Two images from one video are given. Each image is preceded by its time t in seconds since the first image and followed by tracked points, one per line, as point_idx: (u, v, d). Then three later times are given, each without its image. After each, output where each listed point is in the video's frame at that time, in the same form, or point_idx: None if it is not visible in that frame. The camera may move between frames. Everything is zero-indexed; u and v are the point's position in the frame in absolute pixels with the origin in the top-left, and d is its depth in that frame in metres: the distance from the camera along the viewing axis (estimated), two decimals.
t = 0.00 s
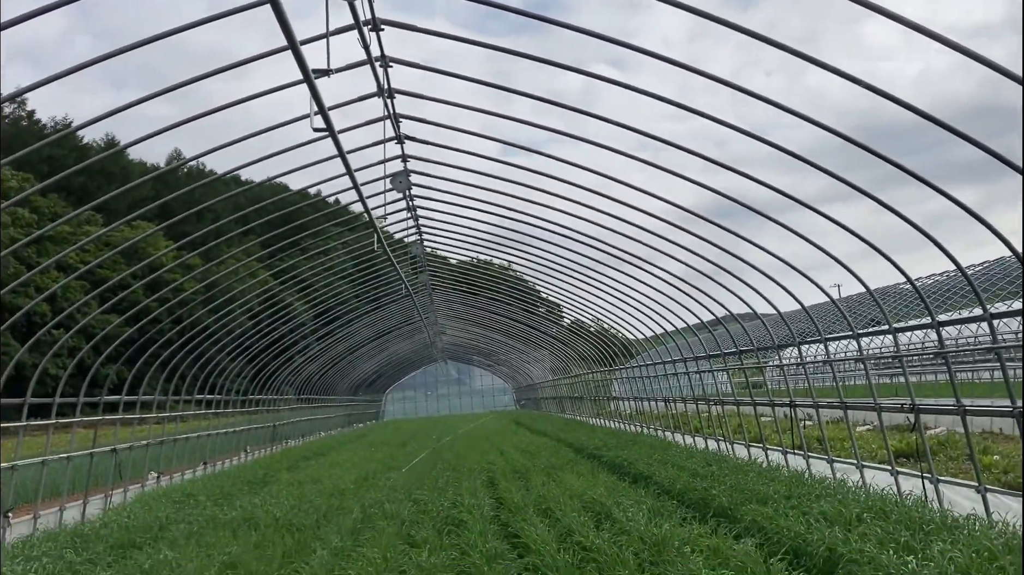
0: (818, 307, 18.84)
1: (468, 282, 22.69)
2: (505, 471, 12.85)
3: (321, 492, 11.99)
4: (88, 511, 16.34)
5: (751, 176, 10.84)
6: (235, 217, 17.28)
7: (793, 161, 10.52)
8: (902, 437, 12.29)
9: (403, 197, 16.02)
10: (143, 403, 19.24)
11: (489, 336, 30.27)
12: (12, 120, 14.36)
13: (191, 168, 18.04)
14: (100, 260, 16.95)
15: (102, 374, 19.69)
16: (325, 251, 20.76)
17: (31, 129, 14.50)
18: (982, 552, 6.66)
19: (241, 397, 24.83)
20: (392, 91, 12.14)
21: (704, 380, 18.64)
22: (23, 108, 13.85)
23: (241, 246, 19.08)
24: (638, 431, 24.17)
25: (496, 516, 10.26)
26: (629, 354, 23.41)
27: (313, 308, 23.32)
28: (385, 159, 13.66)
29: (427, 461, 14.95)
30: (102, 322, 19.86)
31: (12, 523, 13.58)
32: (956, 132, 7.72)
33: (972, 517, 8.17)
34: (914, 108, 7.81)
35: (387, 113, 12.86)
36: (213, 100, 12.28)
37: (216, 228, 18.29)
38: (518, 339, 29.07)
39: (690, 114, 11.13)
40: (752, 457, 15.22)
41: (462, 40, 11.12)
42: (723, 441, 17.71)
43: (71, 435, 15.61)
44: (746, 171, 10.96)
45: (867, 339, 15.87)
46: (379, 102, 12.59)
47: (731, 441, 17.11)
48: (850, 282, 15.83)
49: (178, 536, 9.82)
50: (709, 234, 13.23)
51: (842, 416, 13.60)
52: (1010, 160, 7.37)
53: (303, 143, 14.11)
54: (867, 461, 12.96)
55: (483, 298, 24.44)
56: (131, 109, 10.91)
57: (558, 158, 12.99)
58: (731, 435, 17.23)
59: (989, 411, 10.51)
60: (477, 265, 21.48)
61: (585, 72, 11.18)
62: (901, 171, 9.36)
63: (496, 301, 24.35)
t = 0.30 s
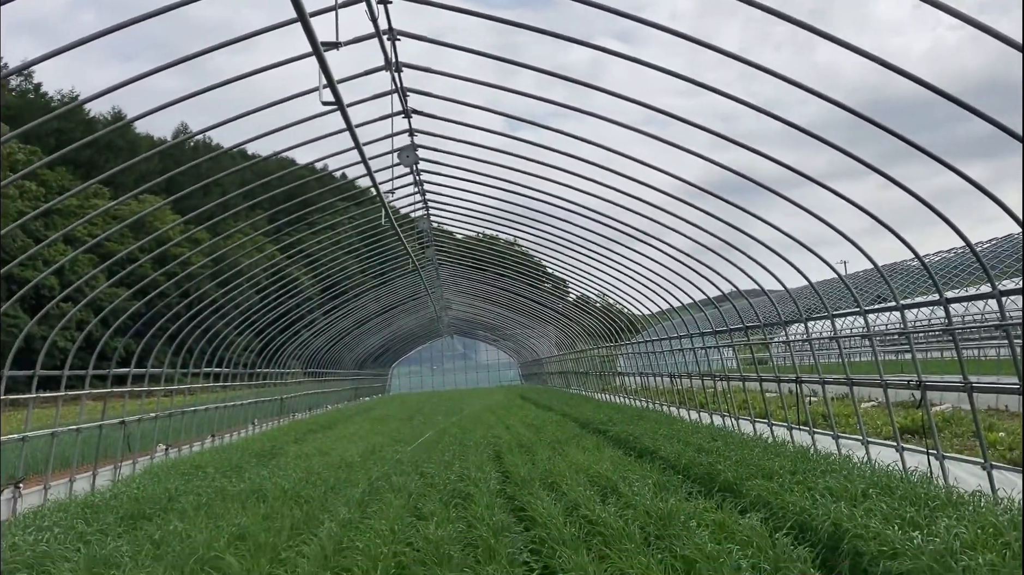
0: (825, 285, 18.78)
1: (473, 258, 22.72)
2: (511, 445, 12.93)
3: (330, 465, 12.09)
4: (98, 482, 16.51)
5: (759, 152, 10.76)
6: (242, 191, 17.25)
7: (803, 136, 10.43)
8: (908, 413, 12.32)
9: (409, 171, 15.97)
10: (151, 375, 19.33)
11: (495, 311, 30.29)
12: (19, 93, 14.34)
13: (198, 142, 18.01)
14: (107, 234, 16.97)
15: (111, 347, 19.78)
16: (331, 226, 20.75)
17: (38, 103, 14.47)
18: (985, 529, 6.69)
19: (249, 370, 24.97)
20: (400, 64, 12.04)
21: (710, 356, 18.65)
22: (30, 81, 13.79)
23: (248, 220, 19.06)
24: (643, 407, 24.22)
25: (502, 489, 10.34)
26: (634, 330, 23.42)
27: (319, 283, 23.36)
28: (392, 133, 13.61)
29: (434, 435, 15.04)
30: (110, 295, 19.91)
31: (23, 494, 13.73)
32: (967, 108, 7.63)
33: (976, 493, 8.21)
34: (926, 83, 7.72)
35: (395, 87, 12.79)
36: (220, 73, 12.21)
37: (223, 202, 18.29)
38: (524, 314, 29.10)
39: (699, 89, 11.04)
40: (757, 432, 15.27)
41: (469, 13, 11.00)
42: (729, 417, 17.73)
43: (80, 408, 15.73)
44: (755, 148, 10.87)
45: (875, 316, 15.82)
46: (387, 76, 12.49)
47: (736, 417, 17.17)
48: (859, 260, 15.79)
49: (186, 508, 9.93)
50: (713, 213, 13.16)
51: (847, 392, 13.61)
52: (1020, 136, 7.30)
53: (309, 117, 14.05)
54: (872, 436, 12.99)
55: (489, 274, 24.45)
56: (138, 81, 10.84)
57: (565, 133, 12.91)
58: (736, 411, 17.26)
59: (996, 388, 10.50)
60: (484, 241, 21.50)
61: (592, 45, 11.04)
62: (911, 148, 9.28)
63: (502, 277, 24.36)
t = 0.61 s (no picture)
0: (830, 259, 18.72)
1: (477, 231, 22.66)
2: (516, 416, 12.97)
3: (334, 435, 12.14)
4: (104, 451, 16.60)
5: (767, 123, 10.63)
6: (245, 162, 17.17)
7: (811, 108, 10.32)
8: (912, 386, 12.32)
9: (414, 143, 15.85)
10: (156, 346, 19.37)
11: (499, 285, 30.26)
12: (21, 63, 14.24)
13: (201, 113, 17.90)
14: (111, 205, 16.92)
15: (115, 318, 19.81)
16: (334, 198, 20.65)
17: (40, 73, 14.38)
18: (989, 500, 6.70)
19: (253, 342, 25.01)
20: (406, 33, 11.91)
21: (714, 329, 18.63)
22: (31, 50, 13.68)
23: (251, 191, 18.98)
24: (646, 379, 24.25)
25: (506, 459, 10.38)
26: (638, 304, 23.39)
27: (323, 255, 23.33)
28: (397, 103, 13.51)
29: (438, 406, 15.08)
30: (114, 266, 19.90)
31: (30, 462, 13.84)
32: (980, 80, 7.53)
33: (980, 465, 8.22)
34: (939, 53, 7.62)
35: (400, 56, 12.64)
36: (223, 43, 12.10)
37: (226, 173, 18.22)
38: (528, 287, 29.05)
39: (707, 59, 10.92)
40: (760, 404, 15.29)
41: None
42: (732, 389, 17.75)
43: (86, 377, 15.78)
44: (763, 120, 10.77)
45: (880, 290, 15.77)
46: (393, 45, 12.36)
47: (740, 390, 17.19)
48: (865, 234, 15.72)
49: (192, 477, 9.98)
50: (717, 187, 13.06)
51: (851, 366, 13.60)
52: None
53: (313, 88, 13.94)
54: (876, 409, 13.00)
55: (493, 247, 24.38)
56: (140, 51, 10.72)
57: (571, 104, 12.79)
58: (740, 384, 17.28)
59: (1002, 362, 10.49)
60: (487, 214, 21.42)
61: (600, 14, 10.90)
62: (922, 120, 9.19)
63: (506, 250, 24.29)
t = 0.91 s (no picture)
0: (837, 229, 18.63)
1: (481, 201, 22.54)
2: (521, 385, 12.97)
3: (340, 404, 12.15)
4: (110, 419, 16.66)
5: (776, 90, 10.50)
6: (248, 131, 17.04)
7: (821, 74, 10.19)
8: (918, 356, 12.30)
9: (419, 110, 15.71)
10: (160, 315, 19.36)
11: (503, 256, 30.18)
12: (21, 30, 14.08)
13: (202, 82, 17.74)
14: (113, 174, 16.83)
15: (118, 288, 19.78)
16: (338, 167, 20.52)
17: (40, 40, 14.22)
18: (998, 467, 6.71)
19: (257, 312, 25.01)
20: None
21: (719, 300, 18.58)
22: (30, 17, 13.52)
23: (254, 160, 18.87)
24: (650, 350, 24.27)
25: (512, 427, 10.39)
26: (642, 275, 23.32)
27: (326, 225, 23.25)
28: (402, 70, 13.36)
29: (444, 375, 15.09)
30: (116, 236, 19.84)
31: (37, 430, 13.89)
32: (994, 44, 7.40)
33: (988, 433, 8.21)
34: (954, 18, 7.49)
35: (405, 21, 12.47)
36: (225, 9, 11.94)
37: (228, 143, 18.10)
38: (532, 259, 28.96)
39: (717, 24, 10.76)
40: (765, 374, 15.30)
41: None
42: (737, 360, 17.76)
43: (90, 346, 15.78)
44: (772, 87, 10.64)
45: (886, 261, 15.71)
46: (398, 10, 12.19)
47: (745, 360, 17.19)
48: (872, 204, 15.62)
49: (199, 444, 10.00)
50: (725, 156, 12.94)
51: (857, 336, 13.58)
52: None
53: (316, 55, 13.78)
54: (881, 379, 13.00)
55: (497, 217, 24.27)
56: (140, 16, 10.57)
57: (577, 70, 12.65)
58: (744, 354, 17.28)
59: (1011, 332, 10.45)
60: (491, 184, 21.31)
61: None
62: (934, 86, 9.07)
63: (510, 221, 24.19)
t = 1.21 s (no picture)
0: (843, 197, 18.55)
1: (486, 170, 22.44)
2: (528, 352, 13.01)
3: (348, 371, 12.19)
4: (118, 386, 16.74)
5: (786, 55, 10.37)
6: (250, 98, 16.90)
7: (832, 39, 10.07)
8: (925, 324, 12.31)
9: (424, 77, 15.58)
10: (165, 283, 19.37)
11: (508, 224, 30.09)
12: None
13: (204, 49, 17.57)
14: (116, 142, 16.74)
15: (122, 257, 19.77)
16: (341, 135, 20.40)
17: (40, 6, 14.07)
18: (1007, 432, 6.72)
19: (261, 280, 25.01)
20: None
21: (725, 268, 18.55)
22: None
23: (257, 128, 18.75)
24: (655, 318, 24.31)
25: (519, 394, 10.42)
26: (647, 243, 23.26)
27: (330, 193, 23.17)
28: (407, 35, 13.22)
29: (450, 342, 15.13)
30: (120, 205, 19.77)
31: (46, 397, 13.97)
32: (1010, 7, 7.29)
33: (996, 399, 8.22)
34: None
35: None
36: None
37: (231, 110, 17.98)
38: (537, 227, 28.89)
39: None
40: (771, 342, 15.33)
41: None
42: (744, 327, 17.78)
43: (96, 315, 15.80)
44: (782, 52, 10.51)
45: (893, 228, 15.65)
46: None
47: (750, 328, 17.20)
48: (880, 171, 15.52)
49: (207, 411, 10.05)
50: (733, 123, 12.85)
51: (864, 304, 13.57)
52: None
53: (319, 20, 13.62)
54: (887, 346, 13.01)
55: (502, 186, 24.18)
56: None
57: (584, 36, 12.51)
58: (750, 322, 17.29)
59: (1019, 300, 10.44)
60: (496, 152, 21.21)
61: None
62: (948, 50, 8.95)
63: (515, 189, 24.09)
